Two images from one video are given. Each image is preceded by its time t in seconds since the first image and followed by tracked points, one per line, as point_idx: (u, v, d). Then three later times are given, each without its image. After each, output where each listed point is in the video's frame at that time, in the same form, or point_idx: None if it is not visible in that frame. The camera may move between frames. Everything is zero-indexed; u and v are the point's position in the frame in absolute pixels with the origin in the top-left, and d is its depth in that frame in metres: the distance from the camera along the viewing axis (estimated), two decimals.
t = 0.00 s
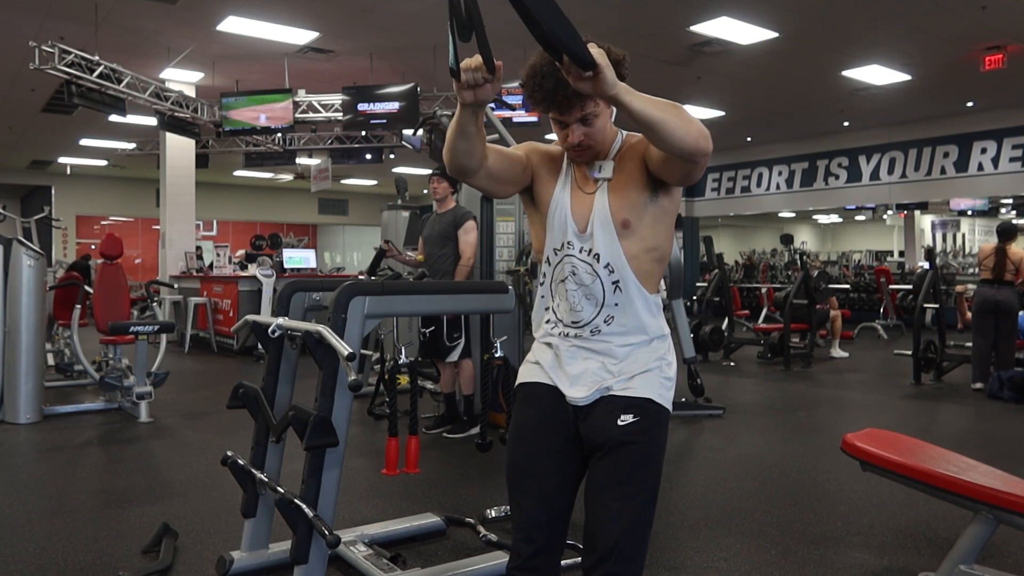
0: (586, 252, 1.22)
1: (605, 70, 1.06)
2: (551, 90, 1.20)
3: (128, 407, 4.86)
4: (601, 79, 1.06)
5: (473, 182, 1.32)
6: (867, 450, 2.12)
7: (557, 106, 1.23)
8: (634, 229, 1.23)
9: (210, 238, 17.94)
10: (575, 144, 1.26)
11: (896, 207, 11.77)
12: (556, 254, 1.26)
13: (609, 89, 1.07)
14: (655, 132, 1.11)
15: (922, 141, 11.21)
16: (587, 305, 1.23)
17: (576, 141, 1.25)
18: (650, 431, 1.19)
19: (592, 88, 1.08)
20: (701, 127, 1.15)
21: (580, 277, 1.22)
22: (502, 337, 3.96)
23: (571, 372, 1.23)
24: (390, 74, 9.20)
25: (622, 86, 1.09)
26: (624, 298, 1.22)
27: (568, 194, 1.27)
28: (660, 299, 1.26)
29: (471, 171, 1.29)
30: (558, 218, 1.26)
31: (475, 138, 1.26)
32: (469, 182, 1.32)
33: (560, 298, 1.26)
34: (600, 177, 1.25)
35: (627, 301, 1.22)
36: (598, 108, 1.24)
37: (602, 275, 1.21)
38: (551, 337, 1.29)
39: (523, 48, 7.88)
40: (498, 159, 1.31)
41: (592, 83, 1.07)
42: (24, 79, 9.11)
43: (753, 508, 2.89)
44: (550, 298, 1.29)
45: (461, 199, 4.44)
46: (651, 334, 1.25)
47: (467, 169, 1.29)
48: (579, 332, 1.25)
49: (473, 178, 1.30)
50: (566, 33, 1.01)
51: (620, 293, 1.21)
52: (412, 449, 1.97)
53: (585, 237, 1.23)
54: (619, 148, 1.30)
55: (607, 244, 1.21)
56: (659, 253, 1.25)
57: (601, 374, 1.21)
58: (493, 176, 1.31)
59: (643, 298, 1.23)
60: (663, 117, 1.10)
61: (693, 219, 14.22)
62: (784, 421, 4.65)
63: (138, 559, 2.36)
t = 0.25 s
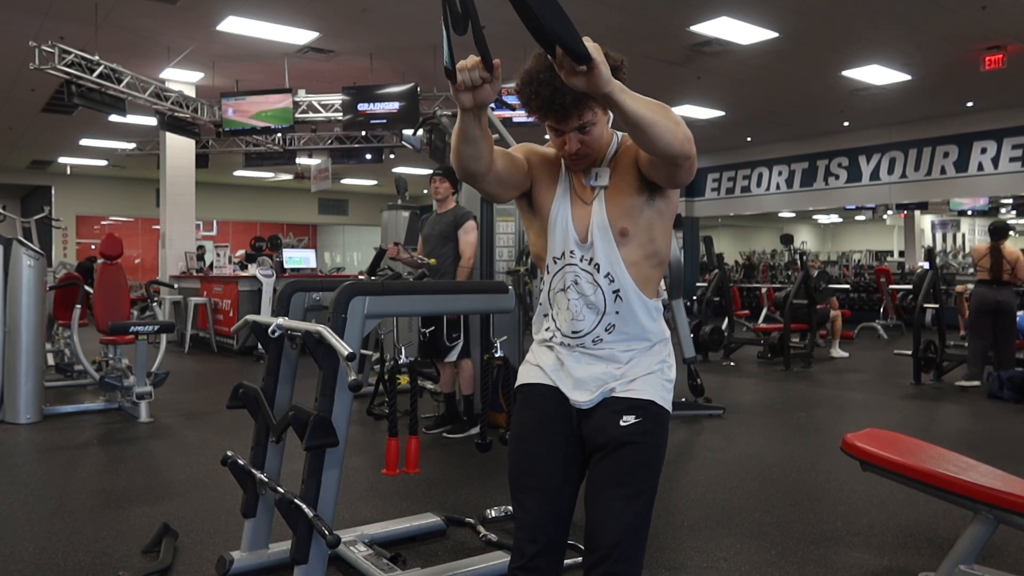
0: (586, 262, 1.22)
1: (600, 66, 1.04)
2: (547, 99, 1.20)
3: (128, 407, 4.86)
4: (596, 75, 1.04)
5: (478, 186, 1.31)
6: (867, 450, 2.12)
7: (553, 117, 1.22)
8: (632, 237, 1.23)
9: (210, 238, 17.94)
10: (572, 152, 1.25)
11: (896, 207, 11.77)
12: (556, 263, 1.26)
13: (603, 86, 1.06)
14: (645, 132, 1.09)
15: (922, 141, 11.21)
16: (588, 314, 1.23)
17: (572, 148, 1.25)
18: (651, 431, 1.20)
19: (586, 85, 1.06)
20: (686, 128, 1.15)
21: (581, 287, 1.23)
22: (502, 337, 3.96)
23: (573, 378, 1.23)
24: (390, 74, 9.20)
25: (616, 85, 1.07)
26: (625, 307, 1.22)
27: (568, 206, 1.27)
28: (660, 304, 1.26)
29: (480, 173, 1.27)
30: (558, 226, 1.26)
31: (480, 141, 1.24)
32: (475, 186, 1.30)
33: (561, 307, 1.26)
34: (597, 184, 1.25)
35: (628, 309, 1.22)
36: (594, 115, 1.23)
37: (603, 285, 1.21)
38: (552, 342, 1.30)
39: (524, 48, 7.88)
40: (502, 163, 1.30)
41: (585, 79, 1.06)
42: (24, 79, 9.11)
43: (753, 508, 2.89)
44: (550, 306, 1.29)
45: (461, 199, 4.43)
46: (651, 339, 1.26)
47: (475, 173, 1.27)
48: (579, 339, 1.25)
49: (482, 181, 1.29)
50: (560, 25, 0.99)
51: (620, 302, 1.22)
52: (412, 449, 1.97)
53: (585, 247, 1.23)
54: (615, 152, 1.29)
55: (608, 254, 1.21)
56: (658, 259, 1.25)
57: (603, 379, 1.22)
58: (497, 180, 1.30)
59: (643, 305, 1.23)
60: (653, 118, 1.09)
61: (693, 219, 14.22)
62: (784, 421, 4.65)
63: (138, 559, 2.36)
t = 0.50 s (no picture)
0: (586, 269, 1.22)
1: (578, 57, 1.01)
2: (543, 108, 1.19)
3: (128, 407, 4.86)
4: (574, 67, 1.01)
5: (478, 183, 1.29)
6: (867, 450, 2.12)
7: (549, 127, 1.21)
8: (629, 242, 1.22)
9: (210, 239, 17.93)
10: (566, 158, 1.25)
11: (896, 207, 11.77)
12: (557, 270, 1.26)
13: (582, 79, 1.03)
14: (624, 128, 1.07)
15: (922, 142, 11.21)
16: (590, 321, 1.23)
17: (566, 157, 1.24)
18: (655, 432, 1.20)
19: (564, 76, 1.03)
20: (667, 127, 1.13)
21: (582, 295, 1.22)
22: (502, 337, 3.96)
23: (575, 382, 1.23)
24: (390, 74, 9.20)
25: (598, 79, 1.05)
26: (626, 313, 1.22)
27: (567, 215, 1.26)
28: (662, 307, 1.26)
29: (481, 170, 1.26)
30: (558, 233, 1.26)
31: (478, 136, 1.22)
32: (475, 183, 1.29)
33: (562, 314, 1.26)
34: (592, 191, 1.25)
35: (629, 315, 1.22)
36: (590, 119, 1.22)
37: (603, 293, 1.21)
38: (554, 346, 1.30)
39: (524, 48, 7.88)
40: (502, 161, 1.28)
41: (564, 70, 1.03)
42: (24, 79, 9.11)
43: (753, 508, 2.89)
44: (552, 312, 1.29)
45: (462, 199, 4.43)
46: (653, 342, 1.26)
47: (474, 168, 1.25)
48: (581, 345, 1.25)
49: (481, 178, 1.27)
50: (539, 13, 0.96)
51: (622, 309, 1.21)
52: (412, 449, 1.97)
53: (585, 255, 1.23)
54: (609, 156, 1.28)
55: (606, 261, 1.21)
56: (659, 263, 1.25)
57: (605, 382, 1.22)
58: (497, 178, 1.28)
59: (644, 310, 1.23)
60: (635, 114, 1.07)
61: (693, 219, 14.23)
62: (784, 421, 4.65)
63: (138, 559, 2.36)
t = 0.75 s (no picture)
0: (586, 276, 1.22)
1: (560, 51, 0.99)
2: (541, 118, 1.19)
3: (128, 407, 4.86)
4: (556, 61, 1.00)
5: (480, 180, 1.27)
6: (867, 450, 2.12)
7: (547, 137, 1.21)
8: (627, 248, 1.22)
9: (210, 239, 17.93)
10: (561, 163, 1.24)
11: (896, 207, 11.77)
12: (557, 276, 1.26)
13: (563, 74, 1.01)
14: (606, 126, 1.05)
15: (922, 141, 11.21)
16: (591, 326, 1.23)
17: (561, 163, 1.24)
18: (656, 433, 1.20)
19: (544, 71, 1.02)
20: (652, 130, 1.12)
21: (582, 301, 1.22)
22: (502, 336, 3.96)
23: (576, 384, 1.23)
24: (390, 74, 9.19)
25: (579, 75, 1.03)
26: (627, 319, 1.22)
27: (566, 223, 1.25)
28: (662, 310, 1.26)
29: (481, 165, 1.24)
30: (557, 239, 1.25)
31: (476, 129, 1.20)
32: (478, 181, 1.27)
33: (562, 319, 1.26)
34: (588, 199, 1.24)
35: (629, 320, 1.22)
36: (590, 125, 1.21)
37: (603, 300, 1.21)
38: (554, 349, 1.30)
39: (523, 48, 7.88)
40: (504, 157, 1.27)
41: (543, 65, 1.02)
42: (24, 79, 9.11)
43: (753, 508, 2.89)
44: (552, 316, 1.29)
45: (461, 199, 4.43)
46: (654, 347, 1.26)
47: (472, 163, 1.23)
48: (582, 349, 1.25)
49: (481, 172, 1.25)
50: (520, 3, 0.94)
51: (622, 315, 1.21)
52: (412, 449, 1.97)
53: (585, 262, 1.22)
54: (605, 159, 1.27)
55: (606, 268, 1.21)
56: (658, 268, 1.25)
57: (606, 385, 1.22)
58: (497, 174, 1.26)
59: (644, 315, 1.23)
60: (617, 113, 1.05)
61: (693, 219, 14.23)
62: (784, 420, 4.65)
63: (138, 559, 2.36)
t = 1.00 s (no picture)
0: (585, 279, 1.22)
1: (557, 49, 1.00)
2: (538, 117, 1.19)
3: (128, 407, 4.86)
4: (552, 60, 1.00)
5: (479, 182, 1.27)
6: (867, 450, 2.12)
7: (545, 136, 1.21)
8: (626, 251, 1.22)
9: (210, 239, 17.91)
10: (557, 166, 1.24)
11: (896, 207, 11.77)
12: (556, 277, 1.26)
13: (558, 74, 1.01)
14: (602, 125, 1.05)
15: (921, 142, 11.21)
16: (590, 329, 1.22)
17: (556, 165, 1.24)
18: (656, 432, 1.20)
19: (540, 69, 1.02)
20: (647, 130, 1.12)
21: (581, 304, 1.22)
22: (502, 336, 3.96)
23: (577, 384, 1.23)
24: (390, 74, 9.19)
25: (575, 74, 1.03)
26: (626, 321, 1.22)
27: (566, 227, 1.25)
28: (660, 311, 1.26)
29: (480, 168, 1.23)
30: (556, 242, 1.25)
31: (475, 133, 1.20)
32: (476, 181, 1.27)
33: (562, 320, 1.26)
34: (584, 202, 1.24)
35: (629, 322, 1.22)
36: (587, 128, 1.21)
37: (602, 303, 1.21)
38: (553, 352, 1.29)
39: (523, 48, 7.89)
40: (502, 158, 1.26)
41: (541, 64, 1.02)
42: (24, 79, 9.11)
43: (753, 508, 2.89)
44: (551, 318, 1.28)
45: (461, 199, 4.43)
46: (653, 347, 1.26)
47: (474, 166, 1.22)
48: (581, 351, 1.25)
49: (482, 175, 1.24)
50: (517, 0, 0.95)
51: (621, 318, 1.21)
52: (412, 449, 1.97)
53: (583, 264, 1.22)
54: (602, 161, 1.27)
55: (606, 272, 1.20)
56: (657, 269, 1.25)
57: (606, 385, 1.22)
58: (495, 176, 1.26)
59: (644, 316, 1.23)
60: (613, 113, 1.05)
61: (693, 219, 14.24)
62: (784, 421, 4.65)
63: (138, 559, 2.36)
